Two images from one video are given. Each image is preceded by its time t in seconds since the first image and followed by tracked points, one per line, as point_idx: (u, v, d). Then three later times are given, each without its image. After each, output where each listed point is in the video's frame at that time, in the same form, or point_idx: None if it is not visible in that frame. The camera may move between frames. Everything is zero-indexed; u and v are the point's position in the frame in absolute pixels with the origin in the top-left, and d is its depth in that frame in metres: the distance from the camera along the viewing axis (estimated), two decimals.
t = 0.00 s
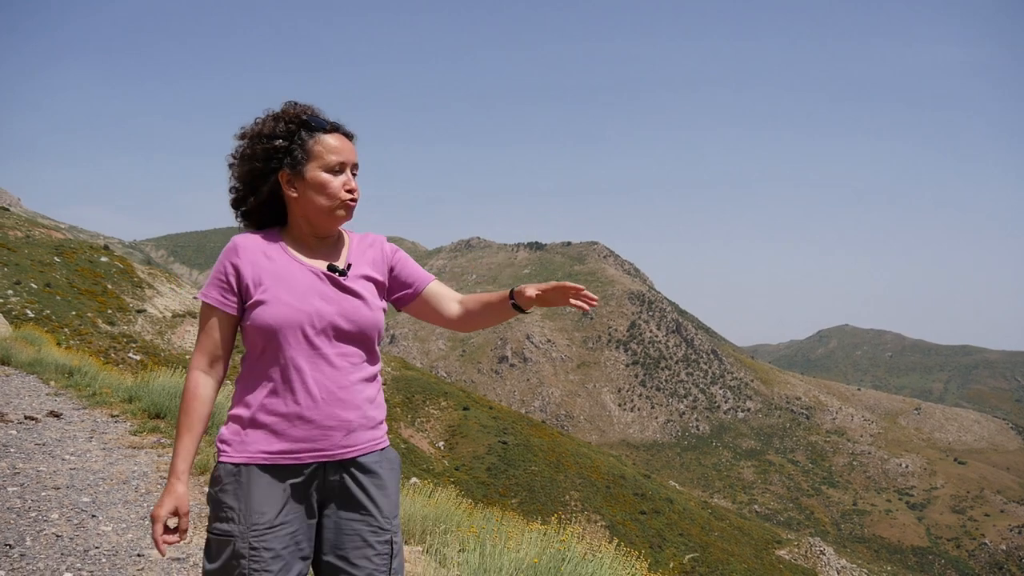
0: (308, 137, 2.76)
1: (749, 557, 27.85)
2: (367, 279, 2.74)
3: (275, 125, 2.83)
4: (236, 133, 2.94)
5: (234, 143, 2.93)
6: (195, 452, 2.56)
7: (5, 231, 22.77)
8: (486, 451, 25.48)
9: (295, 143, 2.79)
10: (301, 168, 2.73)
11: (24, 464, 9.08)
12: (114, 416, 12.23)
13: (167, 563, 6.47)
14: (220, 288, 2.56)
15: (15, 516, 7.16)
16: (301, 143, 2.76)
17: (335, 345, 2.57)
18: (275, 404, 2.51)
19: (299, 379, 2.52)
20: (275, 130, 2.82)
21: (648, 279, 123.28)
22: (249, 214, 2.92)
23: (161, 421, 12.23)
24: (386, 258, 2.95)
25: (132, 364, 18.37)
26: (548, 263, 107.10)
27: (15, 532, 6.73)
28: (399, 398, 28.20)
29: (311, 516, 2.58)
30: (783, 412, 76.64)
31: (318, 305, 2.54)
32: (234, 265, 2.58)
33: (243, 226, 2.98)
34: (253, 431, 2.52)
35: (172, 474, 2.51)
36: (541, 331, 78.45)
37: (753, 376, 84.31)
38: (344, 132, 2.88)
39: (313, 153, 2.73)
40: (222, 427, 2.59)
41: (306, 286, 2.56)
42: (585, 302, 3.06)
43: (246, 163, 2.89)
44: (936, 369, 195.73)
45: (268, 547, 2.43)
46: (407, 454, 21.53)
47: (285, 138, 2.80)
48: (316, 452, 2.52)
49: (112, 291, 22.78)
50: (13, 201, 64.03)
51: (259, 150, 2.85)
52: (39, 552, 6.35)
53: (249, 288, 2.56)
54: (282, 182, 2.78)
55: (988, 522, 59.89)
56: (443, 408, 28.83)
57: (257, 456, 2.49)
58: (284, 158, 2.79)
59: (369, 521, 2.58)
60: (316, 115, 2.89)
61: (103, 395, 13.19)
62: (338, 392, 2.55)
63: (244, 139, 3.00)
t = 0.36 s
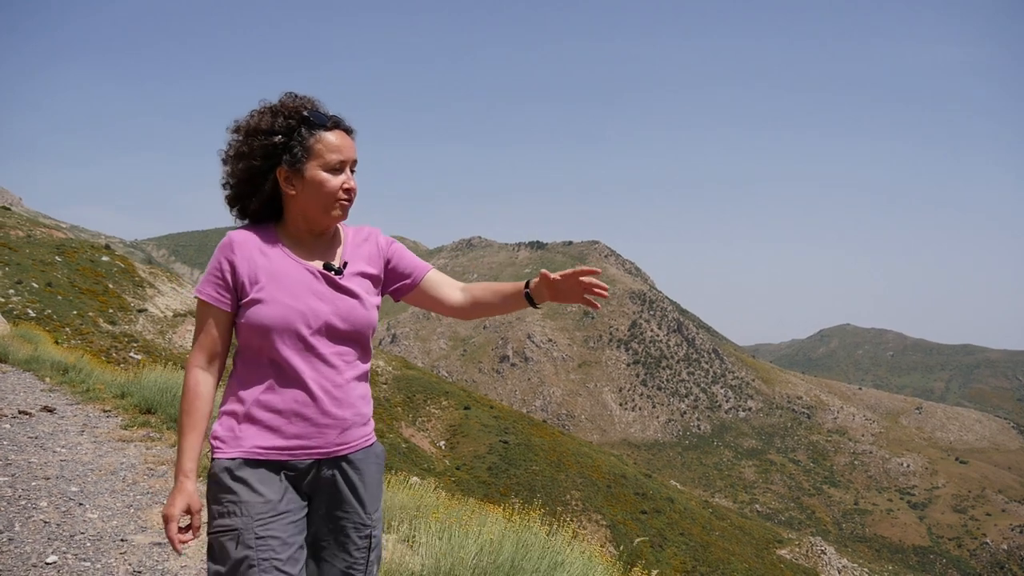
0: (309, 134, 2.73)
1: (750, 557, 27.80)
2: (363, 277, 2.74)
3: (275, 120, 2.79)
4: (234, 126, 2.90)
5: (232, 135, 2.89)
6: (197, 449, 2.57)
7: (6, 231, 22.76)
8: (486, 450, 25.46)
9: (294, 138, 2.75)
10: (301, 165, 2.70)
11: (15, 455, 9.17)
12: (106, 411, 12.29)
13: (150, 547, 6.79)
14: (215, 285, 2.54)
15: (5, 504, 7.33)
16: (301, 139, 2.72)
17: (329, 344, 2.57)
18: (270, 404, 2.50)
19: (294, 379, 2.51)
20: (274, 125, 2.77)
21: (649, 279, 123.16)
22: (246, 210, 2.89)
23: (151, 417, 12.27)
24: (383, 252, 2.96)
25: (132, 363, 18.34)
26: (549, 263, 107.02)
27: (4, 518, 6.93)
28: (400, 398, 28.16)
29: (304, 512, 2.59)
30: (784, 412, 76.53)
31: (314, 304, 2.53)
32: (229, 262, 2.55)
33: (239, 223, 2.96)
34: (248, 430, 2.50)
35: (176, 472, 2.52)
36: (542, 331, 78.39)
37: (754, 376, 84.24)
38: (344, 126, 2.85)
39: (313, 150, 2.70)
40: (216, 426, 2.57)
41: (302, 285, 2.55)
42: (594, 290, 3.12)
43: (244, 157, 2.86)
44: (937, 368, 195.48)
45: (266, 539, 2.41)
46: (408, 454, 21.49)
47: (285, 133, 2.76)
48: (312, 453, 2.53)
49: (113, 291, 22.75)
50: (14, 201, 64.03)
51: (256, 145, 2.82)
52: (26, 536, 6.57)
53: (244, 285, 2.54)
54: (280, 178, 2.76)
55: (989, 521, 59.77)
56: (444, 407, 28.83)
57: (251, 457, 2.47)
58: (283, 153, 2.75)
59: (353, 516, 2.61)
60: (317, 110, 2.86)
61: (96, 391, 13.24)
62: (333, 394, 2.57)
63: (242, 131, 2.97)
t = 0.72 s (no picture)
0: (283, 142, 2.71)
1: (751, 556, 27.86)
2: (346, 290, 2.79)
3: (244, 128, 2.74)
4: (198, 134, 2.80)
5: (197, 145, 2.80)
6: (192, 489, 2.40)
7: (7, 229, 22.81)
8: (487, 449, 25.49)
9: (267, 149, 2.73)
10: (278, 177, 2.68)
11: (13, 445, 9.47)
12: (102, 405, 12.33)
13: (139, 531, 7.20)
14: (204, 312, 2.42)
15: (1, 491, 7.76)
16: (275, 148, 2.71)
17: (328, 363, 2.60)
18: (276, 427, 2.48)
19: (297, 402, 2.52)
20: (245, 134, 2.73)
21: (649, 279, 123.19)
22: (214, 227, 2.80)
23: (146, 411, 12.24)
24: (358, 269, 2.98)
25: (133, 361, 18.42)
26: (550, 262, 107.12)
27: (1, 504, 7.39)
28: (401, 396, 28.21)
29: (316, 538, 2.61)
30: (784, 411, 76.63)
31: (311, 323, 2.55)
32: (218, 286, 2.45)
33: (203, 241, 2.87)
34: (257, 457, 2.46)
35: (176, 517, 2.34)
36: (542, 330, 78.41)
37: (754, 375, 84.28)
38: (315, 135, 2.85)
39: (289, 161, 2.69)
40: (216, 460, 2.48)
41: (296, 304, 2.54)
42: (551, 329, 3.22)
43: (211, 170, 2.77)
44: (938, 368, 195.43)
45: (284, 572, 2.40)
46: (409, 452, 21.54)
47: (258, 142, 2.72)
48: (324, 474, 2.56)
49: (114, 289, 22.79)
50: (15, 199, 64.13)
51: (224, 156, 2.74)
52: (22, 521, 7.05)
53: (237, 310, 2.46)
54: (255, 190, 2.71)
55: (989, 521, 59.80)
56: (444, 406, 28.82)
57: (265, 484, 2.45)
58: (256, 164, 2.71)
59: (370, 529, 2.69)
60: (285, 117, 2.85)
61: (93, 385, 13.25)
62: (335, 411, 2.61)
63: (201, 141, 2.86)
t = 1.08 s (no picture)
0: (277, 142, 2.71)
1: (752, 556, 27.92)
2: (343, 287, 2.77)
3: (241, 127, 2.75)
4: (197, 131, 2.82)
5: (196, 144, 2.81)
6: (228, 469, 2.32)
7: (8, 229, 22.80)
8: (488, 449, 25.52)
9: (263, 148, 2.73)
10: (272, 175, 2.67)
11: (15, 439, 9.56)
12: (100, 401, 12.36)
13: (135, 518, 7.39)
14: (200, 309, 2.42)
15: (2, 481, 7.88)
16: (270, 147, 2.70)
17: (319, 362, 2.58)
18: (260, 423, 2.47)
19: (284, 401, 2.51)
20: (241, 133, 2.74)
21: (651, 278, 123.18)
22: (214, 227, 2.82)
23: (143, 407, 12.24)
24: (360, 260, 2.99)
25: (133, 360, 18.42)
26: (551, 262, 107.11)
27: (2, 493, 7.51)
28: (402, 396, 28.24)
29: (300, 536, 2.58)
30: (786, 411, 76.66)
31: (301, 323, 2.54)
32: (211, 284, 2.45)
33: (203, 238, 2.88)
34: (238, 453, 2.47)
35: (218, 494, 2.27)
36: (544, 329, 78.39)
37: (755, 374, 84.28)
38: (313, 133, 2.84)
39: (285, 159, 2.68)
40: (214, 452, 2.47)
41: (287, 303, 2.53)
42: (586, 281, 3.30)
43: (208, 172, 2.78)
44: (939, 368, 195.43)
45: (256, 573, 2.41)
46: (410, 452, 21.57)
47: (253, 142, 2.72)
48: (306, 473, 2.52)
49: (115, 289, 22.78)
50: (16, 199, 64.12)
51: (222, 156, 2.76)
52: (23, 508, 7.20)
53: (227, 307, 2.46)
54: (250, 189, 2.71)
55: (990, 520, 59.83)
56: (445, 406, 28.85)
57: (245, 483, 2.46)
58: (250, 164, 2.71)
59: (353, 529, 2.66)
60: (282, 114, 2.84)
61: (92, 382, 13.28)
62: (320, 411, 2.56)
63: (201, 140, 2.87)
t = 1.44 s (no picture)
0: (289, 145, 2.72)
1: (752, 555, 27.90)
2: (357, 301, 2.72)
3: (255, 133, 2.79)
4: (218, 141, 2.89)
5: (215, 153, 2.87)
6: (181, 490, 2.44)
7: (8, 230, 22.79)
8: (488, 449, 25.52)
9: (276, 152, 2.75)
10: (284, 179, 2.69)
11: (13, 433, 9.59)
12: (98, 398, 12.37)
13: (129, 508, 7.50)
14: (199, 312, 2.48)
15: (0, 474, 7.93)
16: (282, 151, 2.72)
17: (319, 373, 2.54)
18: (254, 437, 2.47)
19: (281, 410, 2.49)
20: (256, 138, 2.78)
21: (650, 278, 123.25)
22: (231, 232, 2.86)
23: (140, 404, 12.26)
24: (383, 280, 2.94)
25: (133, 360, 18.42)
26: (551, 262, 107.16)
27: None
28: (402, 396, 28.24)
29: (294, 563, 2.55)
30: (785, 411, 76.70)
31: (302, 332, 2.51)
32: (213, 286, 2.51)
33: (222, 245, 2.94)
34: (230, 468, 2.50)
35: (160, 516, 2.39)
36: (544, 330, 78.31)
37: (755, 375, 84.27)
38: (329, 137, 2.83)
39: (296, 162, 2.69)
40: (202, 464, 2.54)
41: (288, 312, 2.52)
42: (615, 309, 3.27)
43: (226, 179, 2.84)
44: (939, 367, 195.56)
45: None
46: (410, 452, 21.55)
47: (265, 147, 2.75)
48: (296, 492, 2.48)
49: (115, 289, 22.76)
50: (15, 199, 64.05)
51: (238, 163, 2.80)
52: (21, 499, 7.27)
53: (228, 312, 2.49)
54: (265, 195, 2.74)
55: (990, 520, 59.83)
56: (445, 405, 28.85)
57: (234, 498, 2.47)
58: (264, 169, 2.74)
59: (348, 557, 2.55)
60: (298, 121, 2.85)
61: (90, 379, 13.32)
62: (315, 426, 2.51)
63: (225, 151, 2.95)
